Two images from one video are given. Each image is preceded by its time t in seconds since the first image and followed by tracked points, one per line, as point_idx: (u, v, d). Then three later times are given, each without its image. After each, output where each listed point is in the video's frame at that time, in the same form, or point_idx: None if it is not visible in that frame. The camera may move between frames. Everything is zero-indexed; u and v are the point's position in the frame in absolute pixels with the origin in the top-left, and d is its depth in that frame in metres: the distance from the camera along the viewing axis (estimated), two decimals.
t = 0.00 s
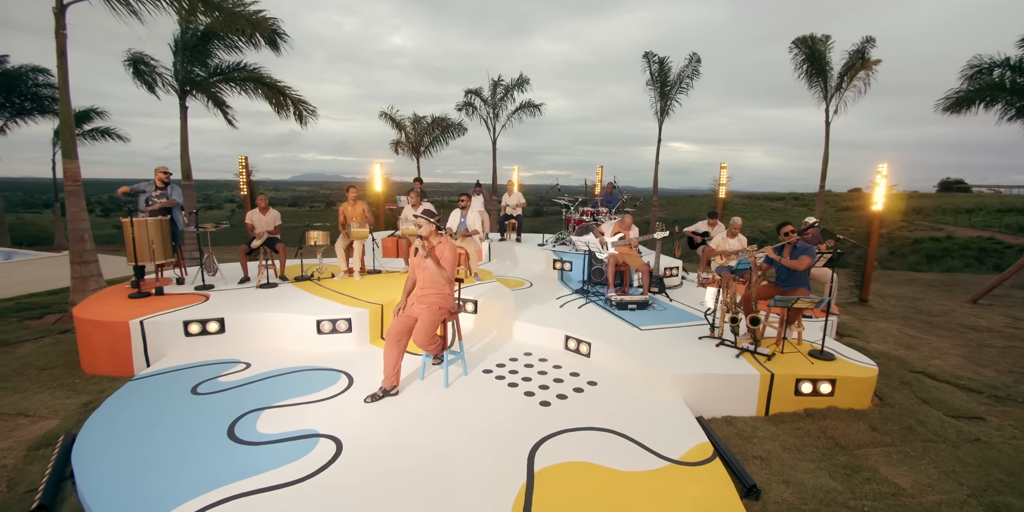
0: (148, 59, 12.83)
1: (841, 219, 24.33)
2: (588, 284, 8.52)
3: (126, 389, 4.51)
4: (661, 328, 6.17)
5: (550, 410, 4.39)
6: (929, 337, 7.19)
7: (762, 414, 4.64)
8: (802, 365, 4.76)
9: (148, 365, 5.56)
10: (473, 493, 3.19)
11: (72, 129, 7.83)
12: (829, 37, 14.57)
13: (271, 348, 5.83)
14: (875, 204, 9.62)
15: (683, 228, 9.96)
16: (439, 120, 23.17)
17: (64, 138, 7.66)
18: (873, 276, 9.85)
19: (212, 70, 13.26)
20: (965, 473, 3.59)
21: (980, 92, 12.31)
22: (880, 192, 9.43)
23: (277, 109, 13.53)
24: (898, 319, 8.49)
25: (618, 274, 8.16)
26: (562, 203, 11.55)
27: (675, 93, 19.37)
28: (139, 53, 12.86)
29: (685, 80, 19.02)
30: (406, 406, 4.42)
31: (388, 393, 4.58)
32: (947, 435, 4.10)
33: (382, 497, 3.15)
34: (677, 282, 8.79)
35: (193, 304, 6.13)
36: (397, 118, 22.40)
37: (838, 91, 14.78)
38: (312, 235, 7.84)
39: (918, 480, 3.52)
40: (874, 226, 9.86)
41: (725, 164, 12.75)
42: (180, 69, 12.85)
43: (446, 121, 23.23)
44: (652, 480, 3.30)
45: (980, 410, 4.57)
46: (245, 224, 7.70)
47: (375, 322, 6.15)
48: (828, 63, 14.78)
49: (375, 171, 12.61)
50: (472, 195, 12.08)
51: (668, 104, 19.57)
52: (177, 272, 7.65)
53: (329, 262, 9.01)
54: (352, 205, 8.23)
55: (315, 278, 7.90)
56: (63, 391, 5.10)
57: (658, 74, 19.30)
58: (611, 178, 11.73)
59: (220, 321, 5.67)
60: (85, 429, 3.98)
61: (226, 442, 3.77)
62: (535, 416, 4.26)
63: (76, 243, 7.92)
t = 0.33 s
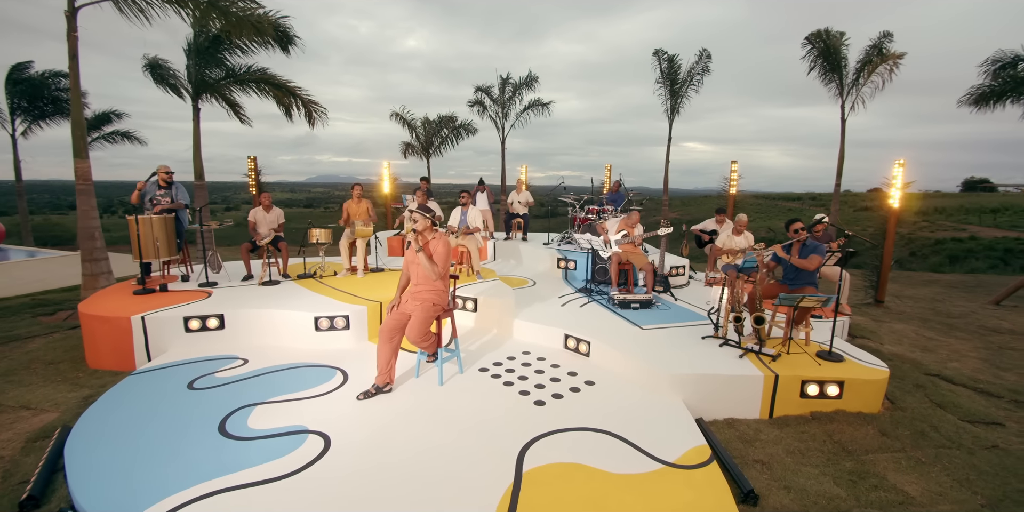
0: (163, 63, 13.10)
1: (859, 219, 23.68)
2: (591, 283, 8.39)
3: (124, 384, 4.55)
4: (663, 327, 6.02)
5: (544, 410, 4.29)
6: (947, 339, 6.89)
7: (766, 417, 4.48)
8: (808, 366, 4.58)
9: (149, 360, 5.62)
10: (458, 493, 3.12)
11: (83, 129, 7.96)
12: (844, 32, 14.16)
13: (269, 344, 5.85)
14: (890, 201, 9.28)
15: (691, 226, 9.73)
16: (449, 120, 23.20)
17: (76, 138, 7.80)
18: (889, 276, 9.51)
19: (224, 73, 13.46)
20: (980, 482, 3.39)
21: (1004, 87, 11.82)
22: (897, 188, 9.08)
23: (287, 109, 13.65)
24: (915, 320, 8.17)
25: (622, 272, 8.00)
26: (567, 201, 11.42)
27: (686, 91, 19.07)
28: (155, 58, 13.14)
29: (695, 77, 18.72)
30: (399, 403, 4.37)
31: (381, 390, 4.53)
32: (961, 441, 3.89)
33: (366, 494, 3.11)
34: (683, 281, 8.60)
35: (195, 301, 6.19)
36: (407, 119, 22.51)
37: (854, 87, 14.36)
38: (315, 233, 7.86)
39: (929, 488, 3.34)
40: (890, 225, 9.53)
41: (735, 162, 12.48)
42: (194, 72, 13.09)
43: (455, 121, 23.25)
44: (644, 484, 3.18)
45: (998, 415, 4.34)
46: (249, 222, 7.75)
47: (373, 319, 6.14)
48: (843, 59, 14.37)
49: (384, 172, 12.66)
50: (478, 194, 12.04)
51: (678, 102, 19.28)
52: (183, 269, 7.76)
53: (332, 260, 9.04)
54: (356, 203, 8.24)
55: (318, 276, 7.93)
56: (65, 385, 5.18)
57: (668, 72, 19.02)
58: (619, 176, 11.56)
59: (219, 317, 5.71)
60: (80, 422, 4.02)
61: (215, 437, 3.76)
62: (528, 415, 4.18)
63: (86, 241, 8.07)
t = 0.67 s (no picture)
0: (178, 66, 13.38)
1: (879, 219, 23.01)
2: (595, 282, 8.29)
3: (124, 378, 4.61)
4: (665, 327, 5.88)
5: (538, 409, 4.22)
6: (967, 342, 6.61)
7: (769, 420, 4.32)
8: (814, 368, 4.41)
9: (151, 355, 5.70)
10: (443, 492, 3.07)
11: (95, 129, 8.13)
12: (860, 27, 13.76)
13: (269, 341, 5.89)
14: (907, 200, 8.94)
15: (698, 225, 9.52)
16: (459, 121, 23.26)
17: (89, 138, 7.97)
18: (906, 276, 9.19)
19: (237, 75, 13.66)
20: (995, 492, 3.20)
21: None
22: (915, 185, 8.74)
23: (299, 111, 13.75)
24: (933, 323, 7.87)
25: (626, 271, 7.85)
26: (573, 200, 11.31)
27: (697, 89, 18.76)
28: (171, 61, 13.43)
29: (707, 75, 18.39)
30: (391, 400, 4.34)
31: (375, 387, 4.51)
32: (975, 448, 3.70)
33: (350, 492, 3.08)
34: (689, 281, 8.43)
35: (198, 297, 6.26)
36: (417, 120, 22.64)
37: (871, 83, 13.94)
38: (318, 231, 7.91)
39: (938, 497, 3.17)
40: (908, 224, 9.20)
41: (747, 160, 12.21)
42: (207, 74, 13.32)
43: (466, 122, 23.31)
44: (634, 486, 3.08)
45: (1018, 422, 4.11)
46: (254, 220, 7.86)
47: (372, 317, 6.14)
48: (860, 55, 13.96)
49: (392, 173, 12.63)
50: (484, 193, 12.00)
51: (689, 100, 18.98)
52: (190, 267, 7.89)
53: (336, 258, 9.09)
54: (360, 202, 8.16)
55: (321, 274, 7.98)
56: (71, 378, 5.27)
57: (679, 70, 18.71)
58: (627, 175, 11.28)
59: (220, 314, 5.77)
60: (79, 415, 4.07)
61: (207, 431, 3.77)
62: (521, 414, 4.11)
63: (98, 239, 8.25)
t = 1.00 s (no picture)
0: (195, 70, 13.69)
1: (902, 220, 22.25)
2: (600, 282, 8.19)
3: (127, 374, 4.70)
4: (667, 328, 5.76)
5: (531, 410, 4.17)
6: (988, 346, 6.32)
7: (771, 424, 4.19)
8: (820, 372, 4.25)
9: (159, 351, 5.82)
10: (427, 491, 3.04)
11: (111, 132, 8.34)
12: (880, 21, 13.32)
13: (272, 338, 5.96)
14: (926, 199, 8.62)
15: (707, 224, 9.31)
16: (471, 122, 23.31)
17: (105, 140, 8.18)
18: (925, 278, 8.87)
19: (251, 78, 13.93)
20: (1008, 504, 3.03)
21: None
22: (935, 184, 8.42)
23: (310, 113, 13.95)
24: (954, 326, 7.56)
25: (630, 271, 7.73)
26: (580, 199, 11.20)
27: (711, 87, 18.44)
28: (188, 66, 13.75)
29: (720, 73, 18.07)
30: (385, 399, 4.34)
31: (370, 385, 4.53)
32: (988, 457, 3.51)
33: (336, 489, 3.07)
34: (697, 281, 8.26)
35: (204, 295, 6.37)
36: (429, 121, 22.79)
37: (891, 79, 13.51)
38: (323, 230, 7.99)
39: (945, 508, 3.01)
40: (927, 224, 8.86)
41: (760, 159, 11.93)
42: (223, 78, 13.62)
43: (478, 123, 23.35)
44: (622, 489, 3.00)
45: None
46: (261, 220, 7.96)
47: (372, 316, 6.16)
48: (879, 50, 13.52)
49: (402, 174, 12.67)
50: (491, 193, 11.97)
51: (702, 99, 18.66)
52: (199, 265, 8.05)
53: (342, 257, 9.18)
54: (362, 203, 8.26)
55: (326, 273, 8.05)
56: (81, 373, 5.40)
57: (692, 68, 18.43)
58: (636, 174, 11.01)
59: (224, 311, 5.85)
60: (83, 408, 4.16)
61: (203, 425, 3.82)
62: (514, 414, 4.06)
63: (113, 238, 8.47)
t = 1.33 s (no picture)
0: (211, 73, 14.02)
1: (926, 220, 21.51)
2: (603, 283, 8.12)
3: (133, 369, 4.83)
4: (667, 329, 5.66)
5: (524, 410, 4.14)
6: (1009, 351, 6.06)
7: (770, 429, 4.08)
8: (822, 376, 4.12)
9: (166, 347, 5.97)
10: (411, 490, 3.05)
11: (127, 134, 8.59)
12: (899, 15, 12.90)
13: (275, 336, 6.06)
14: (945, 198, 8.31)
15: (714, 225, 9.11)
16: (482, 123, 23.36)
17: (121, 142, 8.42)
18: (944, 280, 8.54)
19: (265, 81, 14.20)
20: None
21: None
22: (954, 183, 8.11)
23: (323, 116, 14.17)
24: (973, 330, 7.27)
25: (634, 272, 7.59)
26: (586, 199, 11.10)
27: (723, 85, 18.11)
28: (204, 69, 14.08)
29: (733, 71, 17.74)
30: (379, 397, 4.37)
31: (365, 383, 4.57)
32: (998, 467, 3.35)
33: (321, 487, 3.11)
34: (703, 282, 8.11)
35: (211, 293, 6.52)
36: (441, 122, 22.92)
37: (911, 75, 13.10)
38: (328, 230, 8.09)
39: None
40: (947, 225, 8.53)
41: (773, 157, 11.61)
42: (238, 81, 13.92)
43: (490, 123, 23.41)
44: (608, 493, 2.95)
45: None
46: (268, 220, 8.10)
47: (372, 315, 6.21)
48: (898, 45, 13.09)
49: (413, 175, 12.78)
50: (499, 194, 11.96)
51: (715, 97, 18.35)
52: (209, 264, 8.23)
53: (347, 257, 9.27)
54: (365, 201, 8.31)
55: (331, 272, 8.16)
56: (92, 368, 5.57)
57: (704, 66, 18.13)
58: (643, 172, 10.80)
59: (229, 309, 5.97)
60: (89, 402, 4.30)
61: (199, 420, 3.90)
62: (506, 415, 4.05)
63: (128, 238, 8.71)
